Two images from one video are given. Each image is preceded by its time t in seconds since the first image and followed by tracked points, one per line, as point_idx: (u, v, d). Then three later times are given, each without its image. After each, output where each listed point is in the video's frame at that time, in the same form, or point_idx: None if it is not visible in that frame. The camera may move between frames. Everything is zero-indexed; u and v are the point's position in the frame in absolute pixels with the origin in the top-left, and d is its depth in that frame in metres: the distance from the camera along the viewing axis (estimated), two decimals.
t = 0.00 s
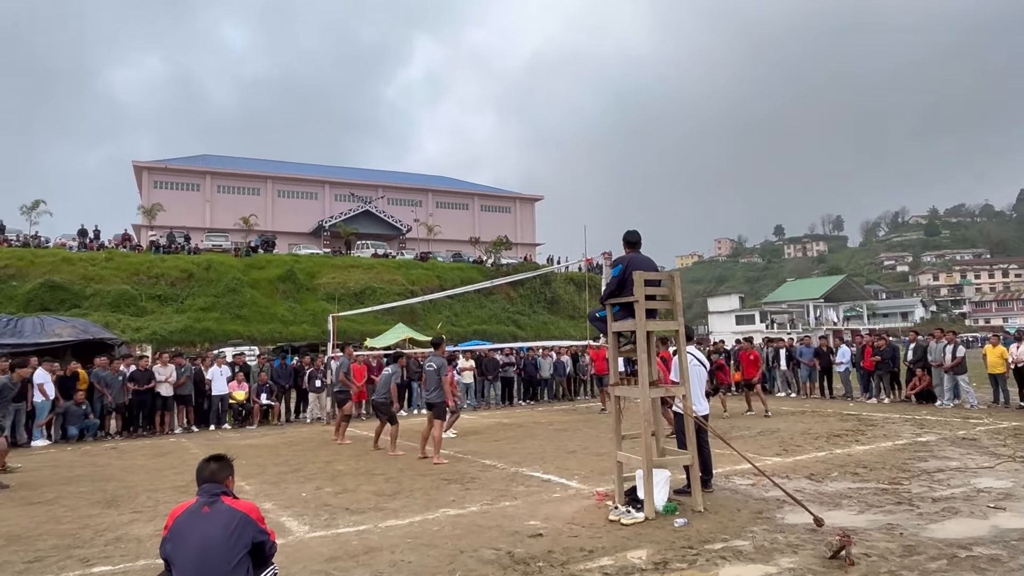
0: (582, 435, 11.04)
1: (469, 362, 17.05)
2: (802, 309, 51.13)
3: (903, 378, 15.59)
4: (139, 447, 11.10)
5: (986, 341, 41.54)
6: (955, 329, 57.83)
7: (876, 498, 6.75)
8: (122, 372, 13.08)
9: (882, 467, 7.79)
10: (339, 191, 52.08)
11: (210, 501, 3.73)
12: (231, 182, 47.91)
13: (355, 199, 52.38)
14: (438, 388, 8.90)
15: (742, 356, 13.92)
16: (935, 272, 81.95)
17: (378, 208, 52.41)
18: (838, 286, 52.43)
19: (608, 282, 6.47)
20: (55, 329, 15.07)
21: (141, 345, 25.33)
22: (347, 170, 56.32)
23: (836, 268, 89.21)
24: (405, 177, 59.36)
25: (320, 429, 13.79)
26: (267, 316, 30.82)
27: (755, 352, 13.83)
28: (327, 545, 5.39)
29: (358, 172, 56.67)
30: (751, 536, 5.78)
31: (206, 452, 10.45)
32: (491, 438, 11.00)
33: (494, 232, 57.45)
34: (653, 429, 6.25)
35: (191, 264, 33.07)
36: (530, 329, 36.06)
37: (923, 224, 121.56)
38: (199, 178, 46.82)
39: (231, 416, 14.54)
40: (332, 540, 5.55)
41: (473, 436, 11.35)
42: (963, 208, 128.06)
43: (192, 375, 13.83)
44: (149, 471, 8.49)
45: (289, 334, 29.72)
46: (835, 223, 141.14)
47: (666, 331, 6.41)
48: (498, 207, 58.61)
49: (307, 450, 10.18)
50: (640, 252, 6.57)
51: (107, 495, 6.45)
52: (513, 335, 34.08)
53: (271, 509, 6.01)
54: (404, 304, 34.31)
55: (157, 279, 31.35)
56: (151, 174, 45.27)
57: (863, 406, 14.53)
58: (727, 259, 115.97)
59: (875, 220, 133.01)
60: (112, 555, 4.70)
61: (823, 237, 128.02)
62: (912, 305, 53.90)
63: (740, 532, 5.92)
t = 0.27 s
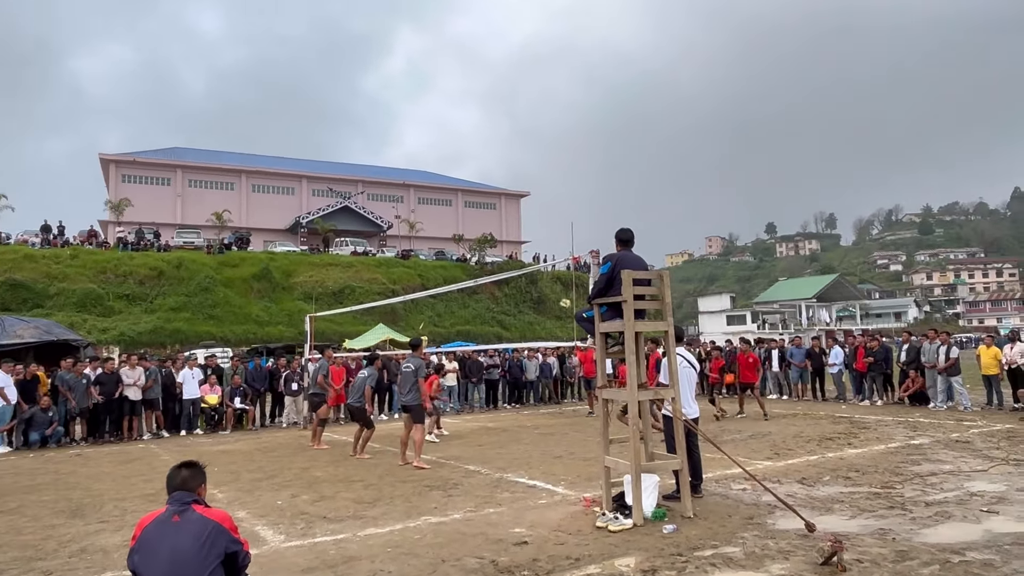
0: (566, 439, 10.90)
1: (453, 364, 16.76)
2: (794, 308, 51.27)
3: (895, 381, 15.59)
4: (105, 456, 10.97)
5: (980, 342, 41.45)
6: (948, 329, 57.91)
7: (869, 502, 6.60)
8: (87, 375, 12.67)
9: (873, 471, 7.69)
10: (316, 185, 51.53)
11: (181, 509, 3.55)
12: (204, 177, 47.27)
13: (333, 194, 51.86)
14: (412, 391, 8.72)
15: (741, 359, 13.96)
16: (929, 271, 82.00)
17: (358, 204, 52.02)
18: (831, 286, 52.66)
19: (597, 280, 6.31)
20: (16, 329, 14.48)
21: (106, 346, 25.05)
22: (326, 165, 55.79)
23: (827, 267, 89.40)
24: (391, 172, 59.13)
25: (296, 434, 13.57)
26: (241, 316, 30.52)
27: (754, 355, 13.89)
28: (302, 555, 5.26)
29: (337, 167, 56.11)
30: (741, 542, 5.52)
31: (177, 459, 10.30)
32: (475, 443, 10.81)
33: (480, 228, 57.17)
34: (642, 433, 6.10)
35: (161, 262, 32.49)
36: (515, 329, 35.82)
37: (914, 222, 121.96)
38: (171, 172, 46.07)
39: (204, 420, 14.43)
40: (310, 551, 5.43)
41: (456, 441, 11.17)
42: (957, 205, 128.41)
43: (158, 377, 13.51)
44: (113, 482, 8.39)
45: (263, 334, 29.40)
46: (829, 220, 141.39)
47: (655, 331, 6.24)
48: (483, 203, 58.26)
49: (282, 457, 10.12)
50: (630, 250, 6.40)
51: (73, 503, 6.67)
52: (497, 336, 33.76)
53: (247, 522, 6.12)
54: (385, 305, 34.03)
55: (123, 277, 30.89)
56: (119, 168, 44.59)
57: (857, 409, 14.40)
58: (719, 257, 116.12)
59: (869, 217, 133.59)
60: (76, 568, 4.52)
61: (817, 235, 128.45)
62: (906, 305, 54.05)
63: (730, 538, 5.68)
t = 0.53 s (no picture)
0: (559, 443, 10.74)
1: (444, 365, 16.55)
2: (795, 309, 51.10)
3: (898, 383, 15.45)
4: (81, 462, 10.85)
5: (983, 343, 41.26)
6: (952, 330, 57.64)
7: (872, 508, 6.41)
8: (62, 378, 12.50)
9: (876, 476, 7.51)
10: (302, 180, 51.48)
11: (161, 515, 3.31)
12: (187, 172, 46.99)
13: (319, 188, 51.73)
14: (400, 396, 8.62)
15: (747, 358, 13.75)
16: (932, 270, 81.95)
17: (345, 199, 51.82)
18: (833, 286, 52.53)
19: (594, 278, 6.15)
20: None
21: (82, 347, 24.85)
22: (313, 160, 55.53)
23: (828, 266, 89.19)
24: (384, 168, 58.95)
25: (282, 439, 13.39)
26: (225, 316, 30.31)
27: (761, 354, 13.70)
28: (288, 563, 5.12)
29: (325, 162, 55.81)
30: (740, 548, 5.29)
31: (158, 467, 10.16)
32: (465, 448, 10.62)
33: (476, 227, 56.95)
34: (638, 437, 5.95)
35: (141, 259, 32.13)
36: (508, 330, 35.58)
37: (917, 220, 121.70)
38: (151, 167, 45.72)
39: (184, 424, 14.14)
40: (296, 559, 5.26)
41: (446, 445, 10.99)
42: (961, 203, 128.15)
43: (137, 379, 13.31)
44: (88, 492, 8.29)
45: (247, 335, 29.17)
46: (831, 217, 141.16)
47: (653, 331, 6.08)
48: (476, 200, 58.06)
49: (267, 461, 9.99)
50: (628, 249, 6.23)
51: (46, 512, 7.25)
52: (490, 337, 33.49)
53: (232, 529, 6.11)
54: (374, 304, 33.78)
55: (100, 275, 30.66)
56: (97, 163, 44.32)
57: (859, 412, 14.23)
58: (719, 256, 115.84)
59: (870, 215, 133.49)
60: None
61: (818, 233, 128.23)
62: (909, 304, 53.97)
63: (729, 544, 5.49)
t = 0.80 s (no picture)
0: (558, 446, 10.60)
1: (442, 366, 16.40)
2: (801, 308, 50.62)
3: (906, 384, 15.32)
4: (72, 465, 10.77)
5: (992, 343, 40.92)
6: (961, 330, 57.15)
7: (881, 512, 6.26)
8: (52, 379, 12.49)
9: (884, 479, 7.38)
10: (297, 177, 51.44)
11: (154, 520, 3.19)
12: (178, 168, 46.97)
13: (315, 186, 51.83)
14: (388, 399, 9.37)
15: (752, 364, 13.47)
16: (942, 270, 81.62)
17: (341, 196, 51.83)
18: (840, 284, 51.75)
19: (596, 276, 6.04)
20: None
21: (72, 347, 24.73)
22: (306, 156, 55.38)
23: (835, 264, 88.75)
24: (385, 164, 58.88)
25: (278, 441, 13.28)
26: (220, 315, 30.25)
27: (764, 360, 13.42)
28: (283, 568, 5.01)
29: (319, 158, 55.65)
30: (746, 553, 5.13)
31: (150, 470, 10.07)
32: (463, 450, 10.48)
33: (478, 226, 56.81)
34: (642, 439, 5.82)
35: (132, 258, 32.19)
36: (508, 330, 35.40)
37: (925, 218, 121.04)
38: (142, 163, 45.65)
39: (177, 426, 14.05)
40: (293, 564, 5.14)
41: (444, 448, 10.86)
42: (972, 200, 127.44)
43: (128, 379, 13.20)
44: (76, 497, 8.19)
45: (241, 335, 29.10)
46: (838, 215, 140.48)
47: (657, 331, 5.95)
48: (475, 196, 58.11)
49: (261, 465, 9.89)
50: (633, 246, 6.09)
51: (38, 514, 7.27)
52: (489, 337, 33.31)
53: (226, 533, 6.02)
54: (371, 304, 33.63)
55: (90, 273, 30.62)
56: (88, 159, 44.11)
57: (866, 414, 14.04)
58: (725, 254, 115.37)
59: (879, 213, 132.72)
60: None
61: (825, 230, 127.57)
62: (918, 304, 53.66)
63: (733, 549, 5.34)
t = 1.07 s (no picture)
0: (563, 446, 10.54)
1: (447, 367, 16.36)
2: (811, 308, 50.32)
3: (918, 385, 15.17)
4: (74, 465, 10.78)
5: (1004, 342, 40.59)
6: (974, 330, 56.69)
7: (892, 515, 6.17)
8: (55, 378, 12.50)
9: (895, 480, 7.30)
10: (300, 175, 51.43)
11: (159, 520, 3.14)
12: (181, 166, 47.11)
13: (319, 184, 51.84)
14: (385, 400, 9.42)
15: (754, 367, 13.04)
16: (953, 268, 81.12)
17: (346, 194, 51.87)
18: (851, 283, 51.44)
19: (603, 276, 5.97)
20: None
21: (76, 346, 24.79)
22: (311, 154, 55.42)
23: (844, 263, 88.28)
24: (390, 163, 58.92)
25: (282, 441, 13.27)
26: (224, 314, 30.32)
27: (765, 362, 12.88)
28: (287, 569, 4.97)
29: (324, 156, 55.70)
30: (755, 556, 5.05)
31: (153, 470, 10.05)
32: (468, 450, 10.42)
33: (484, 226, 56.76)
34: (649, 440, 5.76)
35: (135, 257, 32.30)
36: (514, 330, 35.32)
37: (936, 217, 120.28)
38: (145, 161, 45.78)
39: (181, 426, 14.06)
40: (297, 565, 5.10)
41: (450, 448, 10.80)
42: (983, 199, 126.64)
43: (131, 378, 13.20)
44: (78, 497, 8.18)
45: (246, 334, 29.17)
46: (849, 213, 139.63)
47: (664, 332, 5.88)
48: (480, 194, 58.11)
49: (265, 465, 9.86)
50: (640, 245, 6.02)
51: (42, 514, 7.27)
52: (495, 337, 33.24)
53: (231, 533, 6.00)
54: (375, 303, 33.58)
55: (95, 272, 30.75)
56: (90, 157, 44.29)
57: (878, 414, 13.92)
58: (733, 253, 114.95)
59: (889, 212, 131.94)
60: None
61: (835, 229, 126.92)
62: (929, 303, 53.31)
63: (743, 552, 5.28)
